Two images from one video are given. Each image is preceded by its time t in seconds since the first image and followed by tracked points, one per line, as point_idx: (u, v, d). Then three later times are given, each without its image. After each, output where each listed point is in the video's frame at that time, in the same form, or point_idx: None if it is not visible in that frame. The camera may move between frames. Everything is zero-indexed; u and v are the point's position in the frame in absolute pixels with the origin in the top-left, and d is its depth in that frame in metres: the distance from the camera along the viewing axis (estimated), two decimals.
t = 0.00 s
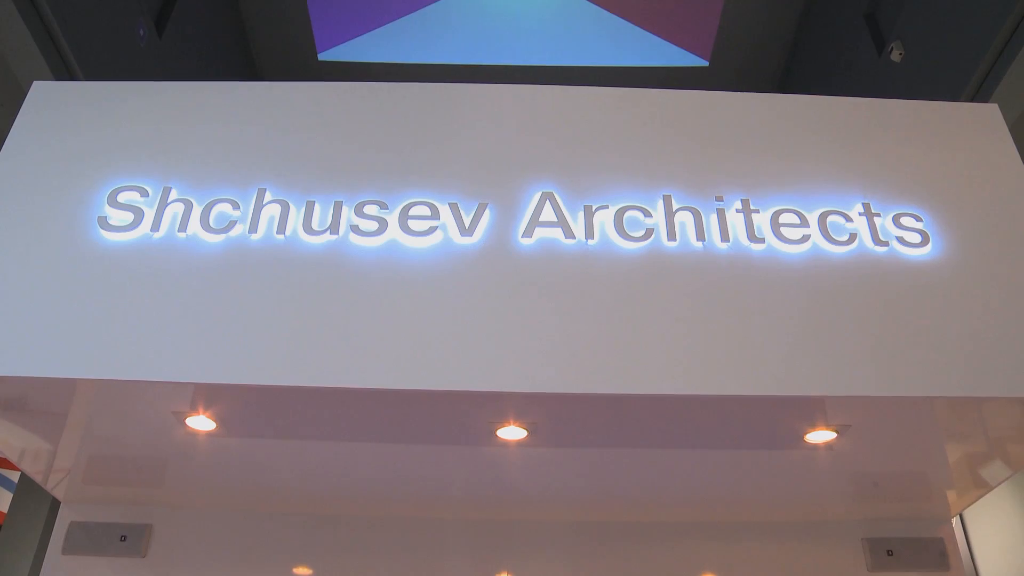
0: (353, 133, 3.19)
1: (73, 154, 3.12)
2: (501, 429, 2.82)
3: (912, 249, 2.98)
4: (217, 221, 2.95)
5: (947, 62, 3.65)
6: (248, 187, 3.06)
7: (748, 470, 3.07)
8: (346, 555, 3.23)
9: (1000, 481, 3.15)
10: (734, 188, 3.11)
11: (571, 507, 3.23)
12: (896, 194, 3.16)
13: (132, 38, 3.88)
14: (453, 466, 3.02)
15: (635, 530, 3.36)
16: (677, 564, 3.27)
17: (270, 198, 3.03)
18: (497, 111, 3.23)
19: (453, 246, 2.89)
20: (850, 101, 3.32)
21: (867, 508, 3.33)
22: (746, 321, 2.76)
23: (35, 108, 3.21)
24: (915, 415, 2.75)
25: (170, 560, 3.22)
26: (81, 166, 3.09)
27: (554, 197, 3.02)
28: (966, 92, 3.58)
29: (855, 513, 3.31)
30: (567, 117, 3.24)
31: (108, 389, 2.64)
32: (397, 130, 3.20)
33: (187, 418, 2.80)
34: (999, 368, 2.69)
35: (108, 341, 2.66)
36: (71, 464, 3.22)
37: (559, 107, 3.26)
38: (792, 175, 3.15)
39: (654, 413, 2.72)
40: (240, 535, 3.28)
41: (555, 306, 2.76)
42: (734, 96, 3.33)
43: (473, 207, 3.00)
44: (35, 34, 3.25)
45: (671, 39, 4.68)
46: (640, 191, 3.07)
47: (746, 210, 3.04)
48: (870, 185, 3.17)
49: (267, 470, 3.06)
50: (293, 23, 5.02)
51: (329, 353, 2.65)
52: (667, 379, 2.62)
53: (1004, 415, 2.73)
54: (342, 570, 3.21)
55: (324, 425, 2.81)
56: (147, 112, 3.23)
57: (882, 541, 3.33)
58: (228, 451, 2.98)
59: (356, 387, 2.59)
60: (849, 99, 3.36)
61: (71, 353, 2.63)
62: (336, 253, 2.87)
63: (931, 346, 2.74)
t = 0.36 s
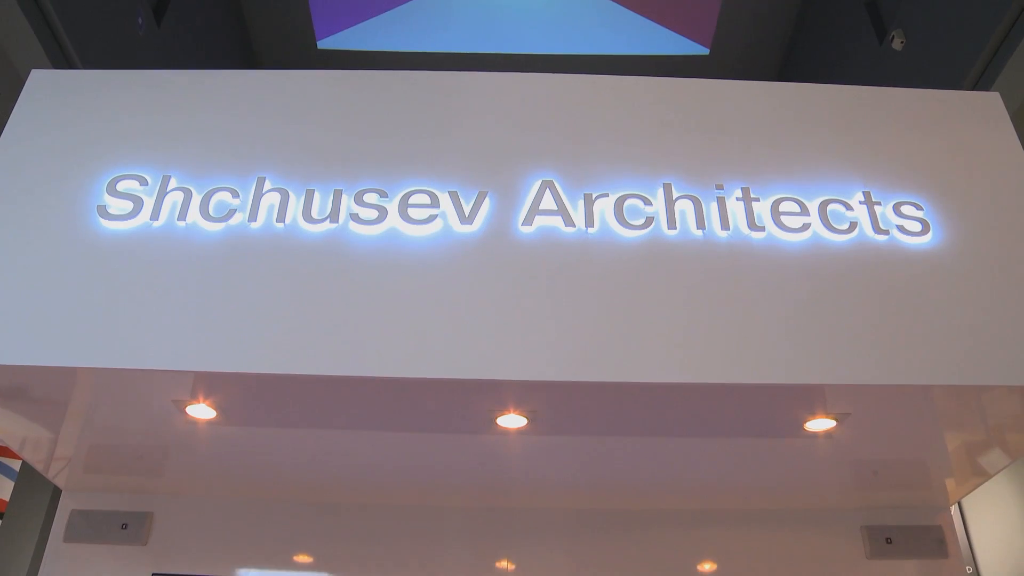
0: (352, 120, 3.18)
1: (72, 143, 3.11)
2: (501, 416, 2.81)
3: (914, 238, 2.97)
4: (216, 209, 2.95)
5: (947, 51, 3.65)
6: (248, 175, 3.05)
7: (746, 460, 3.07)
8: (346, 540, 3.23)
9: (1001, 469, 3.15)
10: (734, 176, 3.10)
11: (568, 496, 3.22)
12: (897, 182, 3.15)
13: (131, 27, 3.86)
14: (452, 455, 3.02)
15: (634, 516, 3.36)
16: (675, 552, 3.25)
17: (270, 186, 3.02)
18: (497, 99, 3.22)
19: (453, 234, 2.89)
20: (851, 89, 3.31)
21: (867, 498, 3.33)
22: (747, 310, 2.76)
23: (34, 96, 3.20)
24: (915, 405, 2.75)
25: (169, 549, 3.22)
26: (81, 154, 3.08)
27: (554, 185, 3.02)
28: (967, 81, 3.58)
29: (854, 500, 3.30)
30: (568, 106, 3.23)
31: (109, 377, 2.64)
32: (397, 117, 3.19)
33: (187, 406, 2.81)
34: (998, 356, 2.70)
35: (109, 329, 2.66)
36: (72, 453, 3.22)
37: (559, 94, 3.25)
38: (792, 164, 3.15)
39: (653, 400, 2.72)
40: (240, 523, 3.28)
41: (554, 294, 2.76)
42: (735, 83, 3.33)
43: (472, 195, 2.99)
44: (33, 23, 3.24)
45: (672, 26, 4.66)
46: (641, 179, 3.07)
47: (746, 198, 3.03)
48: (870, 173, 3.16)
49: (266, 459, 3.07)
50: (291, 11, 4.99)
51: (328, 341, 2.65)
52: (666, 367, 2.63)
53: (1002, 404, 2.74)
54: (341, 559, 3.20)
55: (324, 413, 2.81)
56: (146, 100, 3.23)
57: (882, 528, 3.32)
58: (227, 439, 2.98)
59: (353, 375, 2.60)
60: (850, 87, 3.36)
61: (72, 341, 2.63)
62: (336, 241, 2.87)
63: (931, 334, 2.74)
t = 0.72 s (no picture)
0: (352, 100, 3.16)
1: (71, 122, 3.09)
2: (501, 395, 2.81)
3: (915, 218, 2.97)
4: (216, 189, 2.94)
5: (949, 31, 3.63)
6: (248, 154, 3.04)
7: (746, 440, 3.07)
8: (347, 519, 3.24)
9: (999, 448, 3.15)
10: (734, 155, 3.09)
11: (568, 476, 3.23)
12: (898, 162, 3.14)
13: (129, 6, 3.83)
14: (451, 435, 3.03)
15: (633, 494, 3.36)
16: (676, 531, 3.25)
17: (270, 165, 3.01)
18: (497, 78, 3.21)
19: (453, 213, 2.88)
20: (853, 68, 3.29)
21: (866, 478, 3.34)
22: (747, 290, 2.76)
23: (32, 75, 3.19)
24: (915, 383, 2.76)
25: (169, 528, 3.23)
26: (80, 134, 3.07)
27: (554, 164, 3.01)
28: (969, 60, 3.56)
29: (855, 480, 3.29)
30: (568, 85, 3.21)
31: (112, 357, 2.64)
32: (396, 96, 3.17)
33: (188, 385, 2.81)
34: (997, 336, 2.70)
35: (110, 309, 2.66)
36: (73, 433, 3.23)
37: (560, 73, 3.23)
38: (793, 143, 3.13)
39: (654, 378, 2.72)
40: (240, 503, 3.27)
41: (554, 273, 2.76)
42: (736, 62, 3.31)
43: (472, 173, 2.99)
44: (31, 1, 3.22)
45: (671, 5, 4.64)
46: (641, 158, 3.06)
47: (747, 176, 3.02)
48: (871, 152, 3.15)
49: (266, 439, 3.07)
50: None
51: (329, 320, 2.65)
52: (666, 346, 2.63)
53: (1001, 383, 2.75)
54: (341, 538, 3.21)
55: (325, 392, 2.81)
56: (145, 79, 3.21)
57: (880, 507, 3.30)
58: (227, 419, 2.98)
59: (355, 354, 2.60)
60: (852, 66, 3.34)
61: (74, 321, 2.63)
62: (336, 220, 2.86)
63: (931, 313, 2.74)
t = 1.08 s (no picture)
0: (350, 71, 3.14)
1: (68, 95, 3.07)
2: (501, 366, 2.80)
3: (917, 190, 2.95)
4: (215, 162, 2.93)
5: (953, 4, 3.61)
6: (246, 127, 3.03)
7: (746, 413, 3.06)
8: (343, 492, 3.21)
9: (999, 422, 3.15)
10: (735, 127, 3.07)
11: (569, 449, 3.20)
12: (900, 134, 3.12)
13: None
14: (450, 408, 3.01)
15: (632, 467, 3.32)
16: (677, 502, 3.21)
17: (268, 137, 2.99)
18: (497, 50, 3.18)
19: (453, 185, 2.87)
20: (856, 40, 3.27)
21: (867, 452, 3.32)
22: (748, 261, 2.75)
23: (29, 48, 3.17)
24: (916, 355, 2.75)
25: (169, 503, 3.20)
26: (79, 108, 3.04)
27: (554, 135, 2.99)
28: (973, 32, 3.59)
29: (855, 453, 3.28)
30: (567, 58, 3.18)
31: (113, 329, 2.63)
32: (395, 68, 3.15)
33: (188, 358, 2.80)
34: (997, 309, 2.70)
35: (111, 282, 2.65)
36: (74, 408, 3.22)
37: (560, 44, 3.21)
38: (794, 116, 3.11)
39: (654, 350, 2.71)
40: (239, 477, 3.25)
41: (555, 245, 2.75)
42: (738, 34, 3.28)
43: (472, 145, 2.97)
44: None
45: None
46: (641, 130, 3.04)
47: (748, 148, 3.01)
48: (873, 125, 3.13)
49: (265, 412, 3.05)
50: None
51: (330, 291, 2.65)
52: (665, 318, 2.63)
53: (1000, 357, 2.75)
54: (340, 511, 3.18)
55: (324, 364, 2.80)
56: (142, 51, 3.18)
57: (879, 480, 3.27)
58: (226, 392, 2.97)
59: (356, 326, 2.60)
60: (855, 37, 3.31)
61: (75, 294, 2.63)
62: (335, 192, 2.85)
63: (931, 285, 2.74)
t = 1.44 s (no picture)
0: (349, 40, 3.12)
1: (65, 64, 3.04)
2: (501, 335, 2.79)
3: (919, 160, 2.94)
4: (213, 131, 2.91)
5: None
6: (244, 96, 3.00)
7: (746, 383, 3.06)
8: (342, 461, 3.21)
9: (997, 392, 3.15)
10: (737, 96, 3.05)
11: (569, 418, 3.20)
12: (902, 103, 3.10)
13: None
14: (450, 377, 3.00)
15: (632, 436, 3.32)
16: (676, 472, 3.21)
17: (267, 107, 2.97)
18: (497, 18, 3.15)
19: (453, 153, 2.85)
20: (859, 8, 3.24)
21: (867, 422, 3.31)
22: (748, 231, 2.74)
23: (24, 16, 3.13)
24: (915, 325, 2.74)
25: (171, 473, 3.20)
26: (75, 77, 3.02)
27: (555, 104, 2.97)
28: None
29: (855, 423, 3.27)
30: (566, 27, 3.16)
31: (112, 299, 2.63)
32: (394, 37, 3.12)
33: (188, 328, 2.79)
34: (997, 279, 2.69)
35: (111, 252, 2.65)
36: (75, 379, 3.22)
37: (560, 13, 3.18)
38: (795, 85, 3.09)
39: (654, 320, 2.72)
40: (240, 447, 3.25)
41: (555, 214, 2.74)
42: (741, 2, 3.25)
43: (472, 114, 2.95)
44: None
45: None
46: (641, 98, 3.02)
47: (749, 117, 2.99)
48: (875, 94, 3.11)
49: (265, 382, 3.05)
50: None
51: (330, 260, 2.64)
52: (666, 288, 2.62)
53: (999, 328, 2.75)
54: (340, 480, 3.18)
55: (323, 333, 2.79)
56: (139, 19, 3.15)
57: (877, 450, 3.27)
58: (226, 362, 2.96)
59: (356, 296, 2.60)
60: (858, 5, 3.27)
61: (75, 266, 2.62)
62: (334, 161, 2.83)
63: (931, 256, 2.74)
